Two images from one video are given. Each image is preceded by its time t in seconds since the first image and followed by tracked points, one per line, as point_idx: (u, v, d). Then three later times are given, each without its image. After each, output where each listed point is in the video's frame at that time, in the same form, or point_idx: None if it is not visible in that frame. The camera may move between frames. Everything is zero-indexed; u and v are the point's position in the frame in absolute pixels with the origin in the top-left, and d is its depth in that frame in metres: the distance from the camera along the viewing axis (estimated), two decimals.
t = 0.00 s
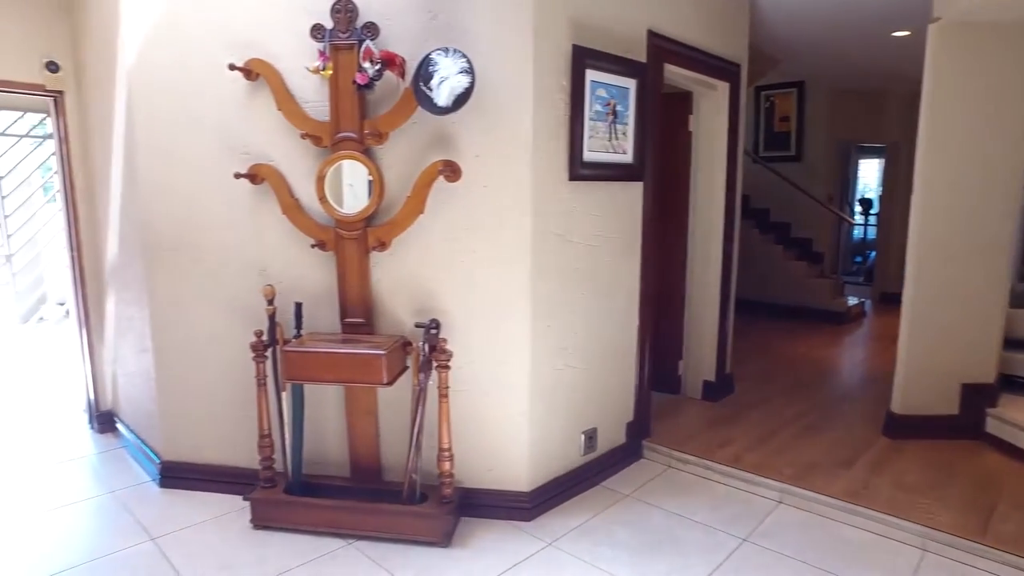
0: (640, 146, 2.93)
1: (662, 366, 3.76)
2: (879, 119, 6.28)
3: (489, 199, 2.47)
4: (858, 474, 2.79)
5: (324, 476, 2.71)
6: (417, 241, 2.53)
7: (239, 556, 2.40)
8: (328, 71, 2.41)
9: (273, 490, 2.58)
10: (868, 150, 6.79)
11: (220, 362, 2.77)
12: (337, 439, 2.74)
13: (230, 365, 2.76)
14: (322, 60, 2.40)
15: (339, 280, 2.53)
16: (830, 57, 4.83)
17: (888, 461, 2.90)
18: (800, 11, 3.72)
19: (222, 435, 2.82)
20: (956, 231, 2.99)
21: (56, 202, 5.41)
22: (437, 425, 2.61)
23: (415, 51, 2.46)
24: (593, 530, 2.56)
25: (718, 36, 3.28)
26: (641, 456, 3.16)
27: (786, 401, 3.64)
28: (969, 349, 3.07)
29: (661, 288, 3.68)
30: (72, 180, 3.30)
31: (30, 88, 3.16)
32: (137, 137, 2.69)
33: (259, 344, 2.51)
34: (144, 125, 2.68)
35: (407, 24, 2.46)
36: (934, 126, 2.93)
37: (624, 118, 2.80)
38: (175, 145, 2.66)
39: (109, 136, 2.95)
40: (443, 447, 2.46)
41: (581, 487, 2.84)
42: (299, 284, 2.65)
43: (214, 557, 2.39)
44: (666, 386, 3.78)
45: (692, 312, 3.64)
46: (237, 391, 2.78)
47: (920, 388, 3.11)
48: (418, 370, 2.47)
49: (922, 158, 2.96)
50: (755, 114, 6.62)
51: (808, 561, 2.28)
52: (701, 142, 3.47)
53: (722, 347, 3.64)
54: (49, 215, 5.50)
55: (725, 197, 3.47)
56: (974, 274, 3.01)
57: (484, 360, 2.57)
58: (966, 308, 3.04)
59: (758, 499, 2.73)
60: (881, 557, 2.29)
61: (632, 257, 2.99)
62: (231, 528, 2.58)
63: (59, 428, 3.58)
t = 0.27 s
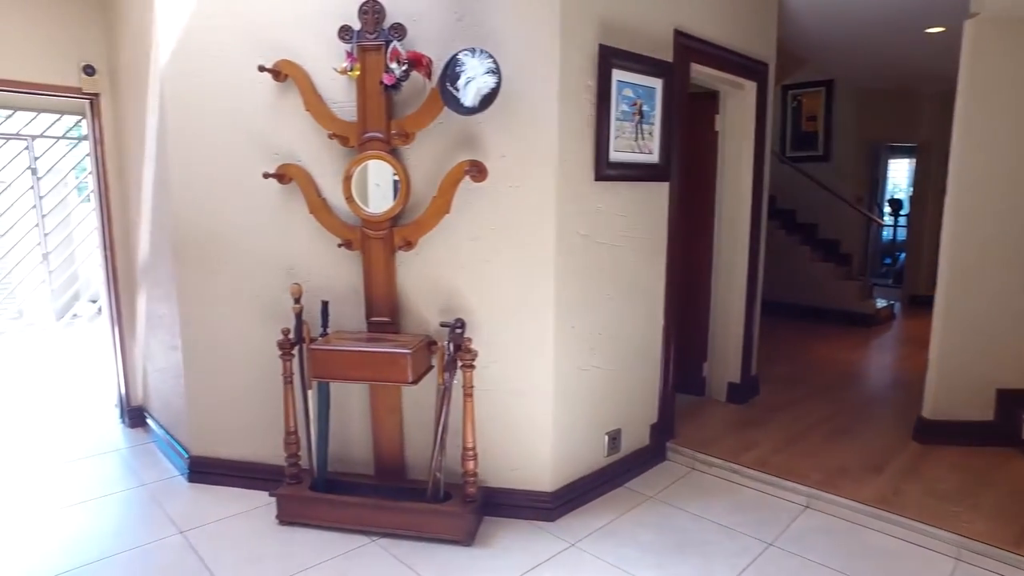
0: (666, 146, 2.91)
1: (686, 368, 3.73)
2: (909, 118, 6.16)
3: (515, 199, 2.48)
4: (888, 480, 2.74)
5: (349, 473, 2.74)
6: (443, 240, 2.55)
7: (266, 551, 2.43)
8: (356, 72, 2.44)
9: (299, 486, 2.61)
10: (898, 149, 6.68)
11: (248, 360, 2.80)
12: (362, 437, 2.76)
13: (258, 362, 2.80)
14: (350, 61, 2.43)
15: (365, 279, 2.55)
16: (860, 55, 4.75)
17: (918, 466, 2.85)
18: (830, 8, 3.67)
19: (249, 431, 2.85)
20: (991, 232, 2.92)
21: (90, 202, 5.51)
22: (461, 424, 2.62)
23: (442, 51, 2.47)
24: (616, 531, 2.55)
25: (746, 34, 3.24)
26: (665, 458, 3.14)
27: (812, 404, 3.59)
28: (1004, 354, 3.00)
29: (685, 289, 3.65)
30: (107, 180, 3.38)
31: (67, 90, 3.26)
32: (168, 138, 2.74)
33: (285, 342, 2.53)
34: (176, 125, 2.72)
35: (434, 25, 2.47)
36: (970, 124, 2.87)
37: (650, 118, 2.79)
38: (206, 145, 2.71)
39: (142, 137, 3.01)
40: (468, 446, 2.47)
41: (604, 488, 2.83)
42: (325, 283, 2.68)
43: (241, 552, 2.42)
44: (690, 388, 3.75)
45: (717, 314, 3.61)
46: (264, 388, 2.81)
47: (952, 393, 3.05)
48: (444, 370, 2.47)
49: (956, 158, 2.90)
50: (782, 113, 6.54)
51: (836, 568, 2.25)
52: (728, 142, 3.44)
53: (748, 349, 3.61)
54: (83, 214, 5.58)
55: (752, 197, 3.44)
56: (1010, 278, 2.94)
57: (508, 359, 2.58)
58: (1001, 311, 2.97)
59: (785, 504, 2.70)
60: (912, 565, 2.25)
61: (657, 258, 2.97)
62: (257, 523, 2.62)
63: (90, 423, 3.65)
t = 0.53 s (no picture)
0: (691, 145, 2.89)
1: (709, 369, 3.70)
2: (939, 117, 6.04)
3: (540, 198, 2.49)
4: (917, 485, 2.69)
5: (372, 471, 2.76)
6: (467, 240, 2.56)
7: (290, 546, 2.45)
8: (381, 72, 2.45)
9: (322, 482, 2.64)
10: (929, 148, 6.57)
11: (273, 357, 2.84)
12: (385, 435, 2.78)
13: (283, 360, 2.83)
14: (376, 61, 2.45)
15: (389, 278, 2.57)
16: (889, 52, 4.68)
17: (948, 472, 2.80)
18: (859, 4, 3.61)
19: (274, 428, 2.89)
20: None
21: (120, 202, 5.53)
22: (484, 423, 2.62)
23: (467, 51, 2.48)
24: (638, 532, 2.54)
25: (773, 32, 3.21)
26: (688, 460, 3.12)
27: (838, 407, 3.55)
28: None
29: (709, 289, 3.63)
30: (137, 180, 3.44)
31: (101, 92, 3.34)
32: (198, 137, 2.78)
33: (311, 339, 2.56)
34: (204, 126, 2.76)
35: (460, 25, 2.48)
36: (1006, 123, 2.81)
37: (675, 117, 2.77)
38: (233, 145, 2.74)
39: (171, 137, 3.06)
40: (490, 445, 2.48)
41: (626, 489, 2.82)
42: (349, 281, 2.70)
43: (266, 546, 2.45)
44: (714, 389, 3.72)
45: (742, 315, 3.58)
46: (289, 385, 2.84)
47: (984, 397, 2.99)
48: (467, 369, 2.48)
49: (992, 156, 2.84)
50: (808, 112, 6.47)
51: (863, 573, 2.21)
52: (754, 142, 3.41)
53: (772, 351, 3.57)
54: (115, 214, 5.61)
55: (778, 197, 3.40)
56: None
57: (532, 358, 2.59)
58: None
59: (810, 508, 2.66)
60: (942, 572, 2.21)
61: (682, 258, 2.96)
62: (282, 518, 2.65)
63: (119, 418, 3.72)
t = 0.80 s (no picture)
0: (717, 144, 2.87)
1: (732, 370, 3.67)
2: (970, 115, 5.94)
3: (564, 197, 2.48)
4: (946, 491, 2.65)
5: (395, 468, 2.77)
6: (492, 239, 2.57)
7: (313, 542, 2.47)
8: (407, 71, 2.46)
9: (346, 479, 2.66)
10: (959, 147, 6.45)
11: (298, 355, 2.86)
12: (408, 433, 2.79)
13: (307, 357, 2.85)
14: (401, 60, 2.45)
15: (413, 276, 2.58)
16: (918, 49, 4.60)
17: (979, 477, 2.74)
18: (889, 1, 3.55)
19: (298, 425, 2.91)
20: None
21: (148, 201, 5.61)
22: (507, 422, 2.62)
23: (492, 50, 2.48)
24: (661, 533, 2.52)
25: (800, 30, 3.17)
26: (711, 461, 3.09)
27: (865, 410, 3.50)
28: None
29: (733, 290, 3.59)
30: (165, 179, 3.49)
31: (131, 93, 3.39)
32: (225, 137, 2.82)
33: (335, 337, 2.58)
34: (231, 126, 2.79)
35: (485, 24, 2.48)
36: None
37: (701, 116, 2.75)
38: (259, 145, 2.77)
39: (199, 136, 3.10)
40: (513, 444, 2.48)
41: (649, 490, 2.81)
42: (374, 280, 2.71)
43: (291, 542, 2.47)
44: (737, 390, 3.69)
45: (766, 316, 3.55)
46: (313, 383, 2.87)
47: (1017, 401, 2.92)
48: (490, 367, 2.49)
49: None
50: (834, 111, 6.37)
51: None
52: (779, 141, 3.38)
53: (797, 352, 3.53)
54: (142, 212, 5.68)
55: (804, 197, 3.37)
56: None
57: (555, 357, 2.59)
58: None
59: (836, 512, 2.63)
60: None
61: (706, 258, 2.94)
62: (305, 514, 2.67)
63: (146, 414, 3.78)
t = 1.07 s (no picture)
0: (742, 142, 2.83)
1: (756, 372, 3.63)
2: (1001, 111, 5.78)
3: (589, 196, 2.47)
4: (978, 497, 2.59)
5: (416, 466, 2.78)
6: (515, 237, 2.57)
7: (336, 538, 2.49)
8: (431, 70, 2.47)
9: (368, 476, 2.67)
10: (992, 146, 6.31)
11: (321, 352, 2.88)
12: (430, 431, 2.80)
13: (330, 355, 2.87)
14: (426, 58, 2.46)
15: (437, 274, 2.59)
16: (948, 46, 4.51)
17: (1013, 484, 2.68)
18: None
19: (321, 422, 2.93)
20: None
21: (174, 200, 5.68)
22: (530, 421, 2.62)
23: (516, 48, 2.48)
24: (684, 535, 2.50)
25: (828, 26, 3.12)
26: (734, 463, 3.06)
27: (892, 413, 3.44)
28: None
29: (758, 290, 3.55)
30: (191, 178, 3.53)
31: (159, 93, 3.44)
32: (251, 136, 2.84)
33: (359, 335, 2.59)
34: (257, 125, 2.82)
35: (509, 22, 2.47)
36: None
37: (726, 114, 2.72)
38: (285, 144, 2.79)
39: (225, 136, 3.14)
40: (536, 443, 2.47)
41: (671, 491, 2.79)
42: (397, 278, 2.72)
43: (314, 537, 2.49)
44: (761, 392, 3.64)
45: (791, 317, 3.51)
46: (335, 380, 2.88)
47: None
48: (513, 366, 2.48)
49: None
50: (860, 110, 6.29)
51: None
52: (805, 139, 3.33)
53: (823, 354, 3.49)
54: (168, 212, 5.77)
55: (830, 196, 3.32)
56: None
57: (578, 356, 2.58)
58: None
59: (863, 516, 2.58)
60: None
61: (731, 258, 2.91)
62: (328, 511, 2.68)
63: (171, 409, 3.83)
